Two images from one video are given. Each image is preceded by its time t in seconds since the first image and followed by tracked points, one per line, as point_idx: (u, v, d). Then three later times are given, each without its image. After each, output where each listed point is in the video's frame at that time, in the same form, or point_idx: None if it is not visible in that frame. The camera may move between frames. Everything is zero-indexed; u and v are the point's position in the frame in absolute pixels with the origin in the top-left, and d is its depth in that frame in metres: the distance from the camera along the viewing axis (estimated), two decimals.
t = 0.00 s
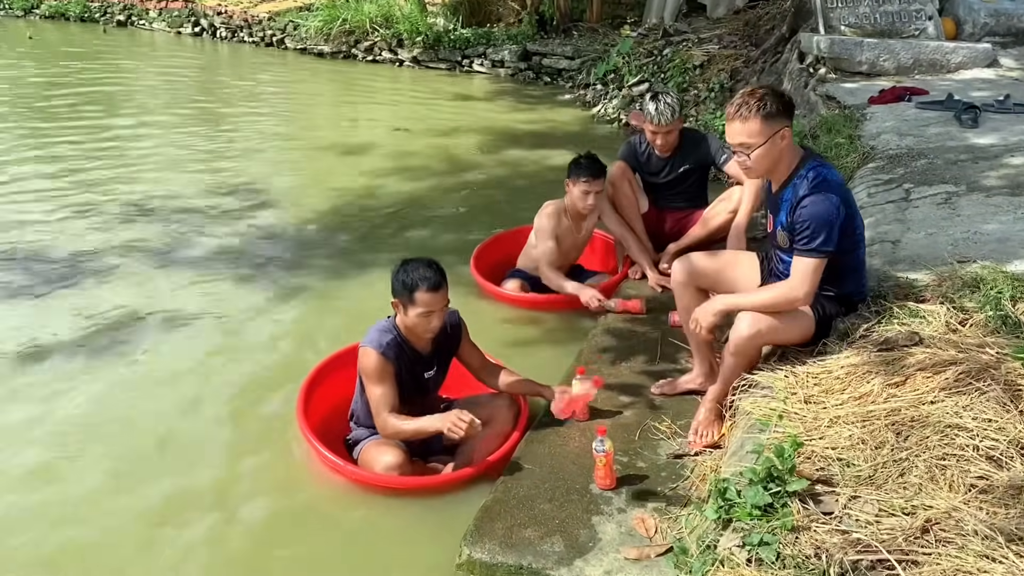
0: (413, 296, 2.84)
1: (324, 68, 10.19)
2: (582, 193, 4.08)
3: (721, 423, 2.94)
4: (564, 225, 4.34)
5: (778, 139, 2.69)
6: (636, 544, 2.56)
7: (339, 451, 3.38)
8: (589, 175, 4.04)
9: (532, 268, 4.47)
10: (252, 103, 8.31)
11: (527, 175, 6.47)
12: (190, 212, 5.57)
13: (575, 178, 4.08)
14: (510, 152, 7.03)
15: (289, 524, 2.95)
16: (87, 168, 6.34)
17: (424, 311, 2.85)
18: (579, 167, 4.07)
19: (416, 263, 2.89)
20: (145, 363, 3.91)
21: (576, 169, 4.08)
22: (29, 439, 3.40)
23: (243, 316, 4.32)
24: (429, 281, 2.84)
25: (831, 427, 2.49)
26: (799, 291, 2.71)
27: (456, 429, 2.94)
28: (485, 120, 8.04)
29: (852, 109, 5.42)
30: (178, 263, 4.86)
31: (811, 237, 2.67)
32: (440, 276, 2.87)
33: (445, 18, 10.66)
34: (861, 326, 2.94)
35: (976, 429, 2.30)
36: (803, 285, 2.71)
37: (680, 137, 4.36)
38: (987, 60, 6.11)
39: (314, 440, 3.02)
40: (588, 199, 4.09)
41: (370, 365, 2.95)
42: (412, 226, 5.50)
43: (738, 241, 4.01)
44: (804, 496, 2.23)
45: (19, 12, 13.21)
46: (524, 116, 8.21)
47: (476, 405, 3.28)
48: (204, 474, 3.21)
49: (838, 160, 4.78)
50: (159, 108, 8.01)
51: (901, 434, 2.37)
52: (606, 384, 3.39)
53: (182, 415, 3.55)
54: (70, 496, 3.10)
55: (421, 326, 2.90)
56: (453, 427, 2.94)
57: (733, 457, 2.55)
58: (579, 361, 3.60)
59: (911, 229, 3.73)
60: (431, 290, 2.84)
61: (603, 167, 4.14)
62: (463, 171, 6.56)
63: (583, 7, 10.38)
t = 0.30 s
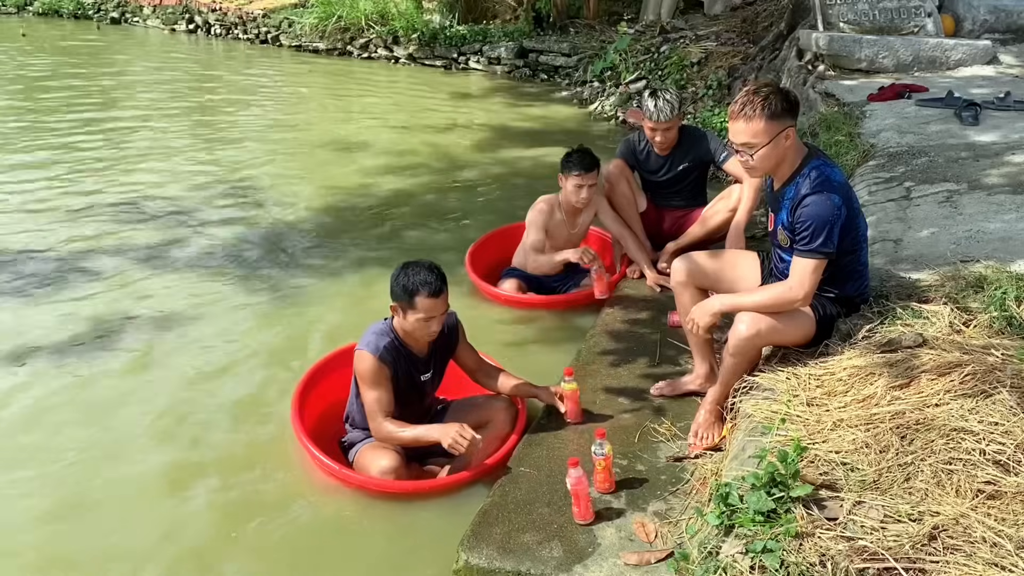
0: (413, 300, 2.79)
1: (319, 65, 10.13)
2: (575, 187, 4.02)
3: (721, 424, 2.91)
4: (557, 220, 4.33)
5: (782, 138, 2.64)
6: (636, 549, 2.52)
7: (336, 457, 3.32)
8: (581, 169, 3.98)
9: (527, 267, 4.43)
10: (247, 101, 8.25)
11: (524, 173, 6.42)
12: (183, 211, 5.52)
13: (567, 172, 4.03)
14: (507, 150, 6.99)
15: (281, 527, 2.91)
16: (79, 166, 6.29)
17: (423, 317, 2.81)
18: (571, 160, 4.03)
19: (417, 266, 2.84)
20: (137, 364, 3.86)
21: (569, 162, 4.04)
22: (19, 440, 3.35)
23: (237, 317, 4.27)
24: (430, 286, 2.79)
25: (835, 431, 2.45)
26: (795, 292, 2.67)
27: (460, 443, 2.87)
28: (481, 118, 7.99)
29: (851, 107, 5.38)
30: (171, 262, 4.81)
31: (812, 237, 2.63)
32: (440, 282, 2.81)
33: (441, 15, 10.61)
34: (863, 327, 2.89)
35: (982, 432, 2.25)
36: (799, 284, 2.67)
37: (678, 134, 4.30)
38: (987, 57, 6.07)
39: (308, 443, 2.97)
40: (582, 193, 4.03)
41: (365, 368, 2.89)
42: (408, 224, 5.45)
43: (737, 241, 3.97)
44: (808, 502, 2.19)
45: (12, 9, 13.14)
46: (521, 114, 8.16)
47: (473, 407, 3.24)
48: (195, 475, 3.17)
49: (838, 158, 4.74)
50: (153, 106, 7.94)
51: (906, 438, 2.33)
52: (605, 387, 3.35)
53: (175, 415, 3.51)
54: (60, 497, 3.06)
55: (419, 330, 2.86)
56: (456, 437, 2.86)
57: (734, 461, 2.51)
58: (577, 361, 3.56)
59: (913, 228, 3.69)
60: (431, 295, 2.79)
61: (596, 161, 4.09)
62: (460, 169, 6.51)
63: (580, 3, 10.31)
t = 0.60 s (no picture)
0: (414, 298, 2.75)
1: (312, 63, 10.09)
2: (561, 182, 3.99)
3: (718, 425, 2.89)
4: (547, 216, 4.30)
5: (772, 143, 2.61)
6: (632, 553, 2.49)
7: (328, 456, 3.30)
8: (565, 163, 3.95)
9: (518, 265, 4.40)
10: (239, 99, 8.21)
11: (519, 172, 6.38)
12: (174, 210, 5.47)
13: (552, 168, 4.00)
14: (501, 148, 6.95)
15: (274, 529, 2.88)
16: (71, 165, 6.24)
17: (423, 315, 2.77)
18: (554, 155, 3.99)
19: (417, 263, 2.81)
20: (127, 365, 3.81)
21: (552, 157, 4.00)
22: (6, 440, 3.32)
23: (228, 317, 4.23)
24: (431, 282, 2.76)
25: (832, 432, 2.42)
26: (795, 294, 2.63)
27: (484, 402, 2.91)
28: (475, 116, 7.95)
29: (847, 105, 5.36)
30: (162, 262, 4.77)
31: (809, 238, 2.59)
32: (440, 279, 2.79)
33: (435, 13, 10.57)
34: (860, 327, 2.87)
35: (981, 434, 2.23)
36: (796, 287, 2.63)
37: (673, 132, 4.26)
38: (983, 55, 6.05)
39: (301, 444, 2.94)
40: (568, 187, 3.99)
41: (366, 367, 2.86)
42: (401, 223, 5.42)
43: (733, 240, 3.94)
44: (806, 504, 2.16)
45: (3, 8, 13.07)
46: (515, 112, 8.13)
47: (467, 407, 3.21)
48: (185, 476, 3.14)
49: (833, 156, 4.72)
50: (144, 104, 7.89)
51: (905, 440, 2.30)
52: (600, 388, 3.32)
53: (166, 416, 3.48)
54: (47, 498, 3.02)
55: (419, 328, 2.82)
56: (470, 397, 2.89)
57: (731, 464, 2.48)
58: (572, 361, 3.52)
59: (910, 226, 3.66)
60: (432, 292, 2.76)
61: (580, 154, 4.04)
62: (454, 168, 6.47)
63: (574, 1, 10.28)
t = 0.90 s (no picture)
0: (412, 295, 2.73)
1: (305, 63, 10.04)
2: (554, 180, 3.96)
3: (715, 427, 2.87)
4: (536, 218, 4.25)
5: (769, 143, 2.59)
6: (630, 556, 2.47)
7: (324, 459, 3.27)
8: (558, 161, 3.92)
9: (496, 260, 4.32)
10: (231, 99, 8.16)
11: (513, 172, 6.36)
12: (166, 211, 5.43)
13: (545, 167, 3.98)
14: (495, 148, 6.92)
15: (269, 531, 2.85)
16: (61, 166, 6.19)
17: (422, 314, 2.75)
18: (547, 154, 3.97)
19: (414, 261, 2.79)
20: (119, 367, 3.78)
21: (545, 156, 3.98)
22: None
23: (221, 319, 4.19)
24: (428, 280, 2.74)
25: (832, 434, 2.41)
26: (794, 294, 2.61)
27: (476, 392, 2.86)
28: (468, 116, 7.92)
29: (842, 104, 5.34)
30: (154, 264, 4.73)
31: (809, 239, 2.57)
32: (438, 277, 2.77)
33: (428, 12, 10.55)
34: (859, 327, 2.84)
35: (982, 436, 2.21)
36: (794, 288, 2.62)
37: (668, 130, 4.24)
38: (977, 53, 6.05)
39: (296, 446, 2.91)
40: (561, 185, 3.97)
41: (364, 367, 2.82)
42: (395, 223, 5.39)
43: (729, 239, 3.92)
44: (807, 508, 2.14)
45: None
46: (509, 111, 8.10)
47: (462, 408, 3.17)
48: (180, 477, 3.12)
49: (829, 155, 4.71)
50: (136, 104, 7.84)
51: (905, 442, 2.28)
52: (597, 389, 3.29)
53: (159, 419, 3.45)
54: (37, 502, 2.99)
55: (418, 327, 2.79)
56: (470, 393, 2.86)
57: (730, 466, 2.47)
58: (568, 362, 3.50)
59: (907, 226, 3.65)
60: (430, 289, 2.74)
61: (573, 152, 4.02)
62: (448, 168, 6.44)
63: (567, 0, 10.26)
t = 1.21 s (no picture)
0: (406, 296, 2.70)
1: (296, 63, 10.01)
2: (550, 186, 3.94)
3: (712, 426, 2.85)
4: (530, 219, 4.22)
5: (766, 139, 2.58)
6: (628, 556, 2.45)
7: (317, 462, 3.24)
8: (555, 168, 3.90)
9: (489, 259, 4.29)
10: (222, 100, 8.11)
11: (506, 172, 6.34)
12: (157, 212, 5.39)
13: (541, 172, 3.95)
14: (489, 148, 6.91)
15: (263, 536, 2.82)
16: (51, 167, 6.14)
17: (417, 314, 2.73)
18: (544, 159, 3.94)
19: (408, 262, 2.77)
20: (110, 370, 3.74)
21: (542, 162, 3.95)
22: None
23: (213, 320, 4.16)
24: (423, 280, 2.72)
25: (831, 432, 2.39)
26: (790, 292, 2.60)
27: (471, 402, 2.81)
28: (461, 116, 7.90)
29: (835, 102, 5.35)
30: (146, 265, 4.69)
31: (806, 236, 2.56)
32: (434, 277, 2.75)
33: (419, 12, 10.54)
34: (856, 325, 2.83)
35: (981, 433, 2.20)
36: (790, 285, 2.61)
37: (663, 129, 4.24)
38: (969, 52, 6.06)
39: (290, 448, 2.88)
40: (557, 191, 3.95)
41: (360, 368, 2.80)
42: (388, 224, 5.36)
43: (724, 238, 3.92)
44: (807, 507, 2.13)
45: None
46: (502, 111, 8.08)
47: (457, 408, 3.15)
48: (172, 478, 3.10)
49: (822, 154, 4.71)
50: (126, 105, 7.79)
51: (904, 440, 2.27)
52: (592, 388, 3.28)
53: (151, 420, 3.42)
54: (27, 505, 2.96)
55: (412, 327, 2.77)
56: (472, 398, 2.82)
57: (728, 465, 2.45)
58: (564, 362, 3.48)
59: (902, 224, 3.65)
60: (425, 290, 2.72)
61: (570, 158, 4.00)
62: (441, 168, 6.42)
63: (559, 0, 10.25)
